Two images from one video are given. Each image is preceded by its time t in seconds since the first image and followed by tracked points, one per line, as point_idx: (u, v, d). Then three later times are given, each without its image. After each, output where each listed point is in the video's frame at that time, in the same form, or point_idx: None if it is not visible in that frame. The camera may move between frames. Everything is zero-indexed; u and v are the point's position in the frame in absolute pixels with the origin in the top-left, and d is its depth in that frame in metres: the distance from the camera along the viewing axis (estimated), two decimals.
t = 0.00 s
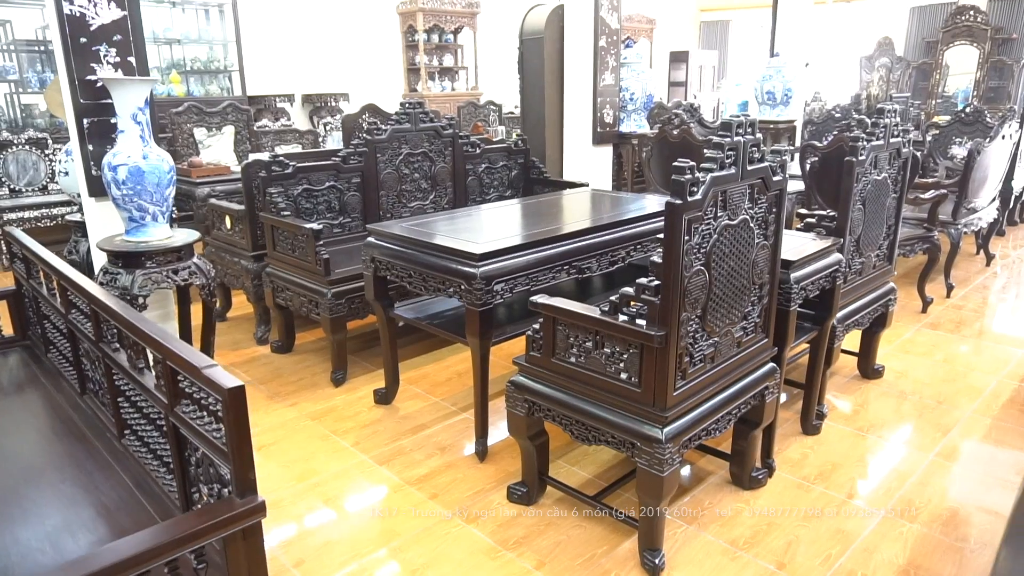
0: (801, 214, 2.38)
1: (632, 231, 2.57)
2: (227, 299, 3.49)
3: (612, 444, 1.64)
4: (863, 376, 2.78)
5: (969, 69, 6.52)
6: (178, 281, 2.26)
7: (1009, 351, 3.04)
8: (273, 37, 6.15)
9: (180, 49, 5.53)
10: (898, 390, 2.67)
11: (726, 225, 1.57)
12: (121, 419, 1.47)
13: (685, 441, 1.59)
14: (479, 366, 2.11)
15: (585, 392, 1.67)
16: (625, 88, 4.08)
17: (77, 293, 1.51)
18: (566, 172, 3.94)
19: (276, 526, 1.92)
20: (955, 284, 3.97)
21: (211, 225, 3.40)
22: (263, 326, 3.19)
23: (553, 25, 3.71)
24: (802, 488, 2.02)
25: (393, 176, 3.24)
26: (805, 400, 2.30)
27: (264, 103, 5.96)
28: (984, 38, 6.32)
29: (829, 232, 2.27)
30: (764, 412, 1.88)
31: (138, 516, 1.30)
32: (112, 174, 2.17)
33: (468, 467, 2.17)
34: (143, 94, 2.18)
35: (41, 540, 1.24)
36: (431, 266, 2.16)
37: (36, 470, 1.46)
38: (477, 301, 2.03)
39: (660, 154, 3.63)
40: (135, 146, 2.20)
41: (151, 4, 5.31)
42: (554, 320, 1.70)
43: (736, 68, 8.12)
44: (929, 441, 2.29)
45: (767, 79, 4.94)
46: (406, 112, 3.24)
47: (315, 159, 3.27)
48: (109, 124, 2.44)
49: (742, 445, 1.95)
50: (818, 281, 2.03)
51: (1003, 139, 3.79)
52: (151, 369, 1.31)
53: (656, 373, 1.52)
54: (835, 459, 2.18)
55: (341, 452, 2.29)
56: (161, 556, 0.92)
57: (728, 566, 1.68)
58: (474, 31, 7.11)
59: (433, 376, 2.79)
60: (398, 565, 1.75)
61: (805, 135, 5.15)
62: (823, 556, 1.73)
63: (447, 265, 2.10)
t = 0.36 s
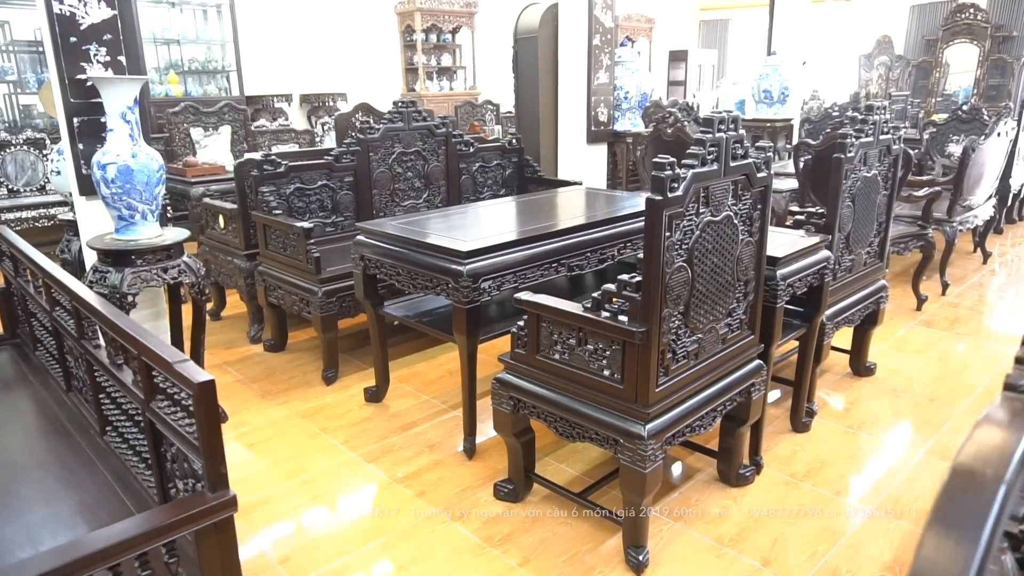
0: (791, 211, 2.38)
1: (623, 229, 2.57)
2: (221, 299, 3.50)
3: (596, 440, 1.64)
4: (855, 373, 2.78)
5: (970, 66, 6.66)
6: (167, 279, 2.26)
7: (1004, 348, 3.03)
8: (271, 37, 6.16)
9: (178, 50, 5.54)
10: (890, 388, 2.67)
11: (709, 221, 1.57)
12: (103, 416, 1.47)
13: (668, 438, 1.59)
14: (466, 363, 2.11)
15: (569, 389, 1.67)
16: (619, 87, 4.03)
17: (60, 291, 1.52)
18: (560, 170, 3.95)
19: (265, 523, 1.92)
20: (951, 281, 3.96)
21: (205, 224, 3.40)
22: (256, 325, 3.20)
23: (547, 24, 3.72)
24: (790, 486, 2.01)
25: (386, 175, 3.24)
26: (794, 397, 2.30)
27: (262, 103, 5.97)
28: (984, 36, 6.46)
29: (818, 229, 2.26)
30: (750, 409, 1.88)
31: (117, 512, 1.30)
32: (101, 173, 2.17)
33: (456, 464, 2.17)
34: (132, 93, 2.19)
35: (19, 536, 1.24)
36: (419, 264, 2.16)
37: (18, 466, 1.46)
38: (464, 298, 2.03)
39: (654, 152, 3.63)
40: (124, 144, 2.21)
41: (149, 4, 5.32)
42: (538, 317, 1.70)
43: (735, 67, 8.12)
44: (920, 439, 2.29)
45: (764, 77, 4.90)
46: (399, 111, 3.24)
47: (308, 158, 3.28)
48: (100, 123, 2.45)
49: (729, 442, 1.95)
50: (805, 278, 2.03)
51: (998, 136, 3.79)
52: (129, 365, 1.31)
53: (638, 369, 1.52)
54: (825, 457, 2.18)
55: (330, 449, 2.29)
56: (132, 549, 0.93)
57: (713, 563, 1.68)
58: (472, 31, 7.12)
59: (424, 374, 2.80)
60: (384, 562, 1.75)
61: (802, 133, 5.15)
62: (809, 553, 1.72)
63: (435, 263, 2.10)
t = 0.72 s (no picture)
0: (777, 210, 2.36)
1: (608, 229, 2.55)
2: (206, 299, 3.46)
3: (576, 441, 1.62)
4: (842, 373, 2.77)
5: (960, 67, 6.59)
6: (148, 279, 2.22)
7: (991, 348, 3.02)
8: (260, 36, 6.12)
9: (166, 49, 5.51)
10: (877, 388, 2.66)
11: (690, 220, 1.55)
12: (72, 419, 1.45)
13: (649, 439, 1.57)
14: (449, 364, 2.09)
15: (549, 389, 1.65)
16: (608, 86, 4.02)
17: (29, 291, 1.49)
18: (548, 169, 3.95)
19: (245, 526, 1.89)
20: (940, 281, 3.96)
21: (190, 224, 3.37)
22: (241, 325, 3.17)
23: (535, 22, 3.72)
24: (775, 487, 2.00)
25: (372, 174, 3.22)
26: (780, 397, 2.29)
27: (251, 102, 5.93)
28: (974, 35, 6.41)
29: (803, 228, 2.25)
30: (733, 410, 1.86)
31: (84, 516, 1.27)
32: (78, 172, 2.13)
33: (439, 466, 2.15)
34: (111, 91, 2.15)
35: None
36: (401, 264, 2.14)
37: None
38: (446, 298, 2.01)
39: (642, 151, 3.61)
40: (102, 143, 2.17)
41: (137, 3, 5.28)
42: (519, 317, 1.68)
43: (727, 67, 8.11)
44: (907, 439, 2.27)
45: (753, 76, 4.88)
46: (385, 110, 3.22)
47: (294, 157, 3.25)
48: (79, 122, 2.42)
49: (713, 443, 1.93)
50: (790, 278, 2.02)
51: (986, 135, 3.79)
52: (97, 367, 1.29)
53: (618, 370, 1.50)
54: (810, 457, 2.16)
55: (313, 451, 2.27)
56: (92, 555, 0.91)
57: (695, 564, 1.67)
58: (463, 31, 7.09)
59: (409, 375, 2.77)
60: (364, 564, 1.73)
61: (792, 133, 5.14)
62: (792, 554, 1.71)
63: (417, 262, 2.08)
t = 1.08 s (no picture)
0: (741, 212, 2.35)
1: (571, 231, 2.52)
2: (161, 308, 3.35)
3: (537, 453, 1.58)
4: (807, 372, 2.77)
5: (919, 67, 6.71)
6: (93, 291, 2.12)
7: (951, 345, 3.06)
8: (219, 36, 5.97)
9: (121, 49, 5.33)
10: (841, 387, 2.67)
11: (649, 225, 1.52)
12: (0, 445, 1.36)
13: (612, 449, 1.54)
14: (409, 373, 2.04)
15: (509, 400, 1.61)
16: (572, 86, 3.95)
17: None
18: (513, 171, 3.91)
19: (197, 546, 1.81)
20: (901, 278, 4.01)
21: (143, 231, 3.24)
22: (197, 335, 3.07)
23: (498, 22, 3.64)
24: (740, 491, 1.98)
25: (332, 178, 3.14)
26: (745, 400, 2.27)
27: (211, 104, 5.78)
28: (932, 36, 6.52)
29: (766, 229, 2.24)
30: (697, 415, 1.84)
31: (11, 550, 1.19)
32: (15, 179, 2.02)
33: (400, 478, 2.09)
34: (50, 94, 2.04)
35: None
36: (358, 271, 2.07)
37: None
38: (404, 306, 1.95)
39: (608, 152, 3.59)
40: (41, 149, 2.05)
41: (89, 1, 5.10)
42: (477, 326, 1.63)
43: (692, 67, 8.19)
44: (870, 439, 2.28)
45: (718, 76, 4.89)
46: (345, 112, 3.14)
47: (250, 160, 3.16)
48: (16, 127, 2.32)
49: (678, 449, 1.91)
50: (753, 280, 2.00)
51: (944, 134, 3.85)
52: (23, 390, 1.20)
53: (578, 379, 1.46)
54: (775, 460, 2.15)
55: (269, 465, 2.19)
56: None
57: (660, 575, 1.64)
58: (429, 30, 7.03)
59: (371, 384, 2.71)
60: None
61: (756, 132, 5.17)
62: (758, 561, 1.69)
63: (374, 269, 2.02)
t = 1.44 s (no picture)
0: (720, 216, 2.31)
1: (548, 236, 2.46)
2: (128, 314, 3.24)
3: (511, 468, 1.52)
4: (787, 377, 2.75)
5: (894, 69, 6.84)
6: (48, 299, 2.01)
7: (929, 348, 3.06)
8: (190, 34, 5.84)
9: (88, 46, 5.19)
10: (821, 392, 2.65)
11: (626, 232, 1.47)
12: None
13: (588, 464, 1.49)
14: (380, 384, 1.97)
15: (481, 413, 1.55)
16: (550, 87, 3.93)
17: None
18: (491, 173, 3.85)
19: (157, 568, 1.73)
20: (879, 280, 4.02)
21: (107, 234, 3.14)
22: (164, 342, 2.97)
23: (474, 22, 3.59)
24: (720, 502, 1.95)
25: (303, 180, 3.06)
26: (725, 407, 2.24)
27: (182, 103, 5.66)
28: (906, 38, 6.64)
29: (744, 234, 2.20)
30: (676, 425, 1.80)
31: None
32: None
33: (372, 491, 2.03)
34: None
35: None
36: (327, 278, 2.00)
37: None
38: (374, 315, 1.88)
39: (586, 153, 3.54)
40: None
41: None
42: (448, 337, 1.57)
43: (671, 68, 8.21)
44: (850, 445, 2.26)
45: (697, 77, 4.85)
46: (316, 112, 3.05)
47: (219, 162, 3.06)
48: None
49: (658, 460, 1.86)
50: (732, 286, 1.96)
51: (920, 137, 3.85)
52: None
53: (552, 393, 1.41)
54: (755, 468, 2.12)
55: (235, 479, 2.11)
56: None
57: None
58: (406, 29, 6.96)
59: (344, 393, 2.64)
60: None
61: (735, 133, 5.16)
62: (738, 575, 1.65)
63: (343, 276, 1.95)
